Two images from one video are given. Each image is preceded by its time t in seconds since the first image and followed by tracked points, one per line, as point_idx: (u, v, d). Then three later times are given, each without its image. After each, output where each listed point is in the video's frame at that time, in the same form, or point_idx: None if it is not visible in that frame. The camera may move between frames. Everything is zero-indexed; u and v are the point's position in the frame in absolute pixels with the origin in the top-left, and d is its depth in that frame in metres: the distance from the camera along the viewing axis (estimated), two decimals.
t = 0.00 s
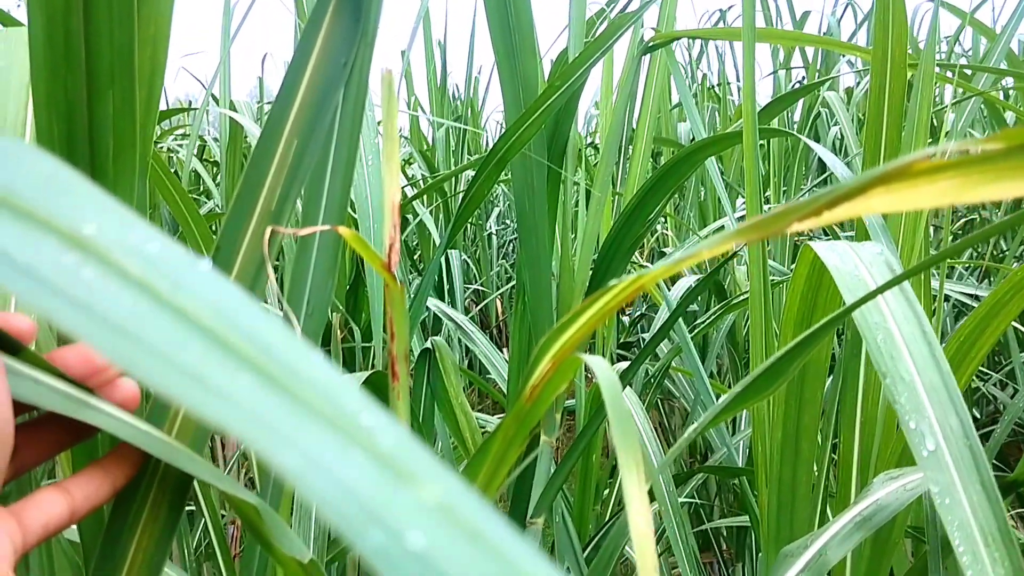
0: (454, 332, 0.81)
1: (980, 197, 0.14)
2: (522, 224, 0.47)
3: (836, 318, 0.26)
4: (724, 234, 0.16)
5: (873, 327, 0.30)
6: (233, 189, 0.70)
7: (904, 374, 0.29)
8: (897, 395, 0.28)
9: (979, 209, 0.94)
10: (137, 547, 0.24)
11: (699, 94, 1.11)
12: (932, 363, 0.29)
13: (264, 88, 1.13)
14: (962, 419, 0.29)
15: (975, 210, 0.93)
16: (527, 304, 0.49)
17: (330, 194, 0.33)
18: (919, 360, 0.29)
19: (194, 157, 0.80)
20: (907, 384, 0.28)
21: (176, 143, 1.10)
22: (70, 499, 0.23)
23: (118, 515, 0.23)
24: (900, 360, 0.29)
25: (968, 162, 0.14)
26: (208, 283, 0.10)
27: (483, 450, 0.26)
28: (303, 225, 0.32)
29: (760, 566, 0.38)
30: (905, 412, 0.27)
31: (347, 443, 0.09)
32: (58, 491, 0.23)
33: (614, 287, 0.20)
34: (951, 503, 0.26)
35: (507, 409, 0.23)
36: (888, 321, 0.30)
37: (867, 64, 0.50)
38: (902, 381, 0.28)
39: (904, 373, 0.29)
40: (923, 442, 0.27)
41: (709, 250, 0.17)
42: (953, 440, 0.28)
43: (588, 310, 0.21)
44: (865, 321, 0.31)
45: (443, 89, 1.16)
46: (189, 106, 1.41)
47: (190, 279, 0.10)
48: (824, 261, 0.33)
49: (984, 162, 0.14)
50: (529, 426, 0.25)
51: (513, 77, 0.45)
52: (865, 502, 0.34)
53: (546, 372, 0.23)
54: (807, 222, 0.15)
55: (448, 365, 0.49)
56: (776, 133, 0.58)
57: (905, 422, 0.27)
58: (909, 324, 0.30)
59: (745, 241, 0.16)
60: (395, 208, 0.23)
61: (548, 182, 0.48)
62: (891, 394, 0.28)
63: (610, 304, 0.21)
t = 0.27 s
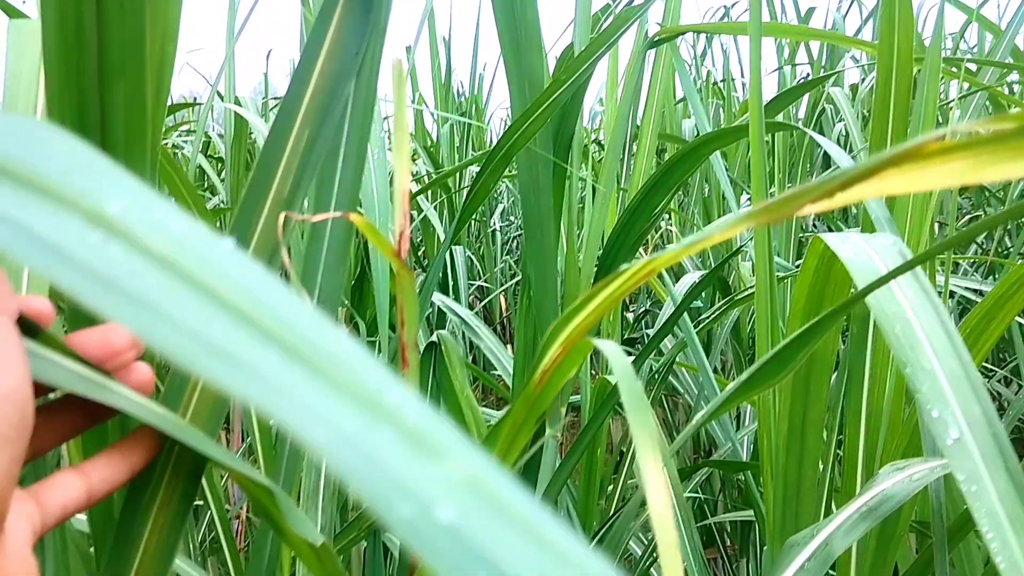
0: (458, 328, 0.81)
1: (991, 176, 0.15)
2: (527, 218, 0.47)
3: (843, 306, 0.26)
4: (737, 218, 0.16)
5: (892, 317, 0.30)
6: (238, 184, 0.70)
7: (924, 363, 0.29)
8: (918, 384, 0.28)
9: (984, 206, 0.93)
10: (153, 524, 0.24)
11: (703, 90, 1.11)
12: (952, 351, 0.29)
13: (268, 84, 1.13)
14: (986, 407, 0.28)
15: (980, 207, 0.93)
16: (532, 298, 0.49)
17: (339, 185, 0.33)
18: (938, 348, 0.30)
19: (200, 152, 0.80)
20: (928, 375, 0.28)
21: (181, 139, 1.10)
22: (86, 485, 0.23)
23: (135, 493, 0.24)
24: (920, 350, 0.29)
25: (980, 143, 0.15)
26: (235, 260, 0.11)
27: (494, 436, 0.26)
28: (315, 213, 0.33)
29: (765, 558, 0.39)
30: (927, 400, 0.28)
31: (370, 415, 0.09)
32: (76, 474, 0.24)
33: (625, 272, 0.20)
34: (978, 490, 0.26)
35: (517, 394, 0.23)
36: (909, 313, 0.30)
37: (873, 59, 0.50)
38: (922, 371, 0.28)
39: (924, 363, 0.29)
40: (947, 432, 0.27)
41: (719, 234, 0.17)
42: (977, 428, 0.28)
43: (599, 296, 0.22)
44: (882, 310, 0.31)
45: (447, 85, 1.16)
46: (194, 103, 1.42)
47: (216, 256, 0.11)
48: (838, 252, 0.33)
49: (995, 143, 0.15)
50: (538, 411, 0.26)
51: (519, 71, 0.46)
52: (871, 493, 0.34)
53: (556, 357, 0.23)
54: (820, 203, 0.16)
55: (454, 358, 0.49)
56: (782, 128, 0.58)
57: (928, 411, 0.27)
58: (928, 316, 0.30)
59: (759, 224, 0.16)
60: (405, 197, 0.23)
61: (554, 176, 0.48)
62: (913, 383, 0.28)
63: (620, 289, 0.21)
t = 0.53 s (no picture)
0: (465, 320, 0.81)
1: (1003, 152, 0.16)
2: (536, 208, 0.47)
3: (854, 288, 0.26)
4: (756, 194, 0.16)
5: (918, 303, 0.30)
6: (246, 175, 0.71)
7: (951, 347, 0.29)
8: (948, 368, 0.28)
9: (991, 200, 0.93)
10: (178, 491, 0.24)
11: (710, 83, 1.11)
12: (980, 337, 0.29)
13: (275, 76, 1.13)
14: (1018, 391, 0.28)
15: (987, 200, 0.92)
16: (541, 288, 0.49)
17: (354, 172, 0.33)
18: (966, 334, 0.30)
19: (208, 143, 0.80)
20: (956, 359, 0.29)
21: (188, 131, 1.10)
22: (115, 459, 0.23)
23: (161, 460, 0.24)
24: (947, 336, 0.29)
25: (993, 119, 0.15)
26: (244, 242, 0.10)
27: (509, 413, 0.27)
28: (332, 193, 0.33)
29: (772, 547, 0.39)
30: (959, 384, 0.28)
31: (370, 400, 0.09)
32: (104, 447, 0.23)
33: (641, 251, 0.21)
34: (1014, 472, 0.26)
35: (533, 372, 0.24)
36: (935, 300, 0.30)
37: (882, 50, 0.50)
38: (949, 354, 0.29)
39: (951, 347, 0.29)
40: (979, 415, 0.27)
41: (735, 211, 0.17)
42: (1008, 410, 0.28)
43: (613, 275, 0.22)
44: (905, 295, 0.31)
45: (454, 77, 1.16)
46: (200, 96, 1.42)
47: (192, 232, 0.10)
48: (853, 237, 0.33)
49: (1006, 119, 0.15)
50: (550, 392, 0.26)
51: (528, 61, 0.46)
52: (879, 479, 0.34)
53: (571, 336, 0.23)
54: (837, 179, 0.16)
55: (463, 348, 0.49)
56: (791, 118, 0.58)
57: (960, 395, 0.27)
58: (956, 305, 0.30)
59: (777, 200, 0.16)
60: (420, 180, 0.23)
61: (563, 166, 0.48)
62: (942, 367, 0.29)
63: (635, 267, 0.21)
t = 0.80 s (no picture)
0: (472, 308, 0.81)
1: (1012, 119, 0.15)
2: (545, 195, 0.47)
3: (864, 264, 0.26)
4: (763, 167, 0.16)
5: (946, 284, 0.30)
6: (254, 162, 0.70)
7: (981, 328, 0.29)
8: (981, 349, 0.28)
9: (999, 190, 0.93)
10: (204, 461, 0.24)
11: (719, 72, 1.10)
12: (1009, 316, 0.29)
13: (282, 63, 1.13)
14: None
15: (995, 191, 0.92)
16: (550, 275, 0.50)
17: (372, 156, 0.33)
18: (994, 314, 0.30)
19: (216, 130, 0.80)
20: (987, 340, 0.29)
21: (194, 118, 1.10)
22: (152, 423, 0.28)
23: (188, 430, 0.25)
24: (975, 317, 0.29)
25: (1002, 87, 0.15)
26: (245, 258, 0.09)
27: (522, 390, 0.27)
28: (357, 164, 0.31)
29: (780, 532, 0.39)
30: (991, 364, 0.28)
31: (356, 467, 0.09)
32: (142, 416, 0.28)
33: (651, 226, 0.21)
34: None
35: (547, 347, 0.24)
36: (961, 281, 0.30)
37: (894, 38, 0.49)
38: (980, 335, 0.29)
39: (981, 328, 0.29)
40: (1012, 393, 0.27)
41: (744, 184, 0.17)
42: None
43: (628, 249, 0.22)
44: (934, 277, 0.31)
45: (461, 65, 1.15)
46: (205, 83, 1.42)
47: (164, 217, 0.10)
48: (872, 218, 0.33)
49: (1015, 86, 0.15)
50: (563, 370, 0.26)
51: (539, 47, 0.46)
52: (890, 462, 0.34)
53: (587, 310, 0.24)
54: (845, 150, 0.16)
55: (472, 334, 0.50)
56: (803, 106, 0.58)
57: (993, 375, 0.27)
58: (981, 284, 0.30)
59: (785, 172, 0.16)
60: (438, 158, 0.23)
61: (573, 152, 0.48)
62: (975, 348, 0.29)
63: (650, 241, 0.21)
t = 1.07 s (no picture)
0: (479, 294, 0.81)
1: None
2: (556, 179, 0.47)
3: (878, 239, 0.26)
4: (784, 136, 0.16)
5: (969, 264, 0.30)
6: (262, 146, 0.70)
7: (1005, 307, 0.29)
8: (1005, 328, 0.28)
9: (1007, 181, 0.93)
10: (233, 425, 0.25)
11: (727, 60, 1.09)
12: None
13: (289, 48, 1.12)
14: None
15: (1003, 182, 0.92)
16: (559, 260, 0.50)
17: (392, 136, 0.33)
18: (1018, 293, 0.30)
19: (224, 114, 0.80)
20: (1012, 318, 0.29)
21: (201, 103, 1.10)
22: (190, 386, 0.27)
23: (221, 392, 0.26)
24: (997, 293, 0.29)
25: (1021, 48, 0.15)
26: (367, 250, 0.10)
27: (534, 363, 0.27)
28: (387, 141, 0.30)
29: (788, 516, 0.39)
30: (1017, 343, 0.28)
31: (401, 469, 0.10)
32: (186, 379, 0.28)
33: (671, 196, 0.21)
34: None
35: (563, 317, 0.24)
36: (982, 258, 0.30)
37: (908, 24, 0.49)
38: (1006, 315, 0.29)
39: (1005, 307, 0.29)
40: None
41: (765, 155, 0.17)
42: None
43: (643, 220, 0.22)
44: (956, 258, 0.31)
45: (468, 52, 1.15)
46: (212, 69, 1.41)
47: (214, 103, 0.10)
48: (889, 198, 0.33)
49: None
50: (578, 343, 0.27)
51: (551, 31, 0.45)
52: (900, 443, 0.34)
53: (604, 282, 0.24)
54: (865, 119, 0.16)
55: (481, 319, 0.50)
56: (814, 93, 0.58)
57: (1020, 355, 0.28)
58: (1004, 264, 0.30)
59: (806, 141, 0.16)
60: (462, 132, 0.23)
61: (584, 137, 0.48)
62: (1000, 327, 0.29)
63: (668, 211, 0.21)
